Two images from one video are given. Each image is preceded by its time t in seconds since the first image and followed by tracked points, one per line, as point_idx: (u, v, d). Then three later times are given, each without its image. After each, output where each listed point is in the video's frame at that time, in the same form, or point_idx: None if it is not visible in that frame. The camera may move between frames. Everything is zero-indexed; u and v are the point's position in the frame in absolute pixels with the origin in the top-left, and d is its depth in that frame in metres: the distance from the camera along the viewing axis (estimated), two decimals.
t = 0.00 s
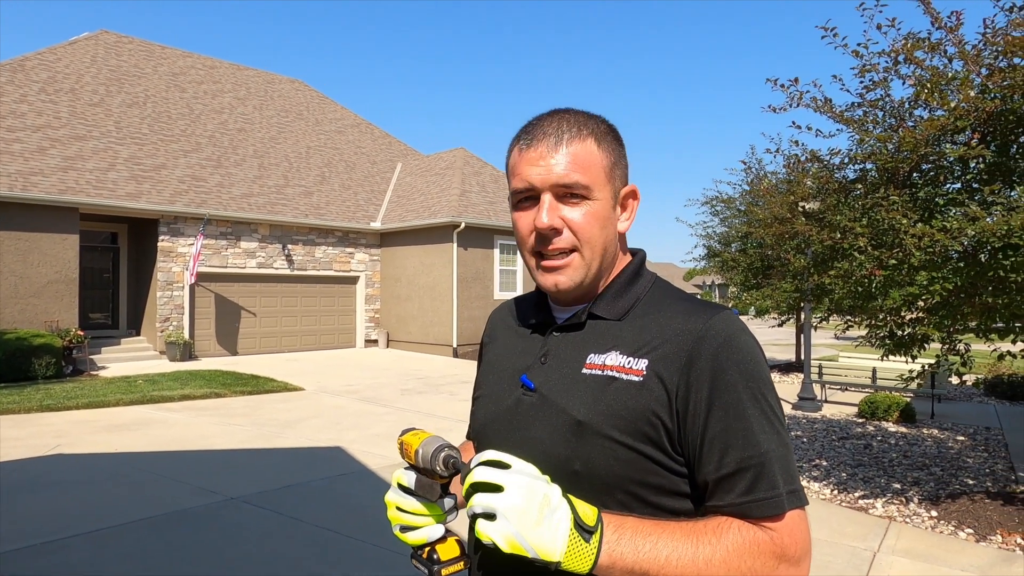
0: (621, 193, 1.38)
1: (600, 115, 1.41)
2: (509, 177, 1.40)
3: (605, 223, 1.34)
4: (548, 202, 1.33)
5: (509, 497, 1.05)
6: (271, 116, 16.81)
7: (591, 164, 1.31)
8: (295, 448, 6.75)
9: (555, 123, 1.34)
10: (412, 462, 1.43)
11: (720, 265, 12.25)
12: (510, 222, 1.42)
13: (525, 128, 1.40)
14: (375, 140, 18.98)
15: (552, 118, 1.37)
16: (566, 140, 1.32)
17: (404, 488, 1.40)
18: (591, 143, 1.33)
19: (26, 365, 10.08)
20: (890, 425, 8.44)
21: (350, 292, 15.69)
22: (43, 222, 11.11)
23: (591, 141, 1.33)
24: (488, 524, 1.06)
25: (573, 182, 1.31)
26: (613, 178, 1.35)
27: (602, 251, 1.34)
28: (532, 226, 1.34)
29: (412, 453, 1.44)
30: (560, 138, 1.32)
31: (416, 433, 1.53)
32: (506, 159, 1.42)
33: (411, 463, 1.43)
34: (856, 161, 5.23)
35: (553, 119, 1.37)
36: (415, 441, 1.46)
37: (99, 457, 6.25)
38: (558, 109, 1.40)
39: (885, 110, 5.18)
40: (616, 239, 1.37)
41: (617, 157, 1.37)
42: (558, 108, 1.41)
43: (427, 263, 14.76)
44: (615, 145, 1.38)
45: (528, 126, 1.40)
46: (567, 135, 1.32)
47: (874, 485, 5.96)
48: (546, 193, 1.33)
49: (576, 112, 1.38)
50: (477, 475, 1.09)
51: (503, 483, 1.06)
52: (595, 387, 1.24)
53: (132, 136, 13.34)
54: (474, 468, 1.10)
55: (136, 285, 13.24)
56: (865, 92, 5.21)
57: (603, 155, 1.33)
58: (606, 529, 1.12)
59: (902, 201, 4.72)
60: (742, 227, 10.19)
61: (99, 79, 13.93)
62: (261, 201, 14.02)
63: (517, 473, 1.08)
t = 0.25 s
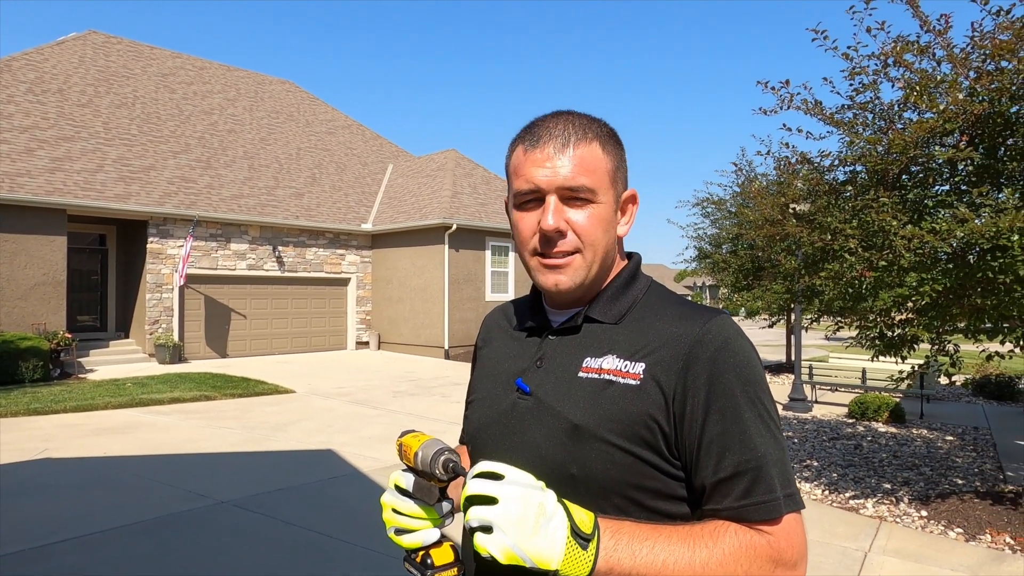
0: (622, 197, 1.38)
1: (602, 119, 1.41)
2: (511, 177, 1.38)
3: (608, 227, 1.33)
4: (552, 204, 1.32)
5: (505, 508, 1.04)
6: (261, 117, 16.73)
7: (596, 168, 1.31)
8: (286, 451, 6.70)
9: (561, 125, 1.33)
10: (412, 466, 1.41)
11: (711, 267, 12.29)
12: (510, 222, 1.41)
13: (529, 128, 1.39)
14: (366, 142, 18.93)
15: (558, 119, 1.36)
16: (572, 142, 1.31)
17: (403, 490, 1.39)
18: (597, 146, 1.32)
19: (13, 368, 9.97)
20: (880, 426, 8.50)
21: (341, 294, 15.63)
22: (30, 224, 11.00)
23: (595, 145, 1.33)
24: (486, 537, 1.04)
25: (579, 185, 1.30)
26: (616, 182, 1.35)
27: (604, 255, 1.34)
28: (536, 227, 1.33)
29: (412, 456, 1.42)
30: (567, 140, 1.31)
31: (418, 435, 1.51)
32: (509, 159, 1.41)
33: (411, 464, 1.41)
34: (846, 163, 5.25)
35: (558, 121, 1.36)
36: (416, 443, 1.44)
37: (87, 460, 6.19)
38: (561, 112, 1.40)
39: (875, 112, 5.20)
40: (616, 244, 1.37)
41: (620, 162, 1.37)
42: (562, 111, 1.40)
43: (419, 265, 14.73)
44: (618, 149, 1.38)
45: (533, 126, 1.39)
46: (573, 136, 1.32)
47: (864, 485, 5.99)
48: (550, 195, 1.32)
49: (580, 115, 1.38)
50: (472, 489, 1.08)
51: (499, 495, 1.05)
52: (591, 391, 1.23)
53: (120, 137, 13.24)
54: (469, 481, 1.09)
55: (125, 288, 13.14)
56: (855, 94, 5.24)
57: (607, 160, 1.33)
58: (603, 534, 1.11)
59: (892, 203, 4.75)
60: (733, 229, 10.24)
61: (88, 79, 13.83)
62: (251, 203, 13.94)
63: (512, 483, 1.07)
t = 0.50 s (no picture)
0: (622, 196, 1.37)
1: (603, 118, 1.40)
2: (510, 176, 1.38)
3: (605, 226, 1.33)
4: (549, 203, 1.31)
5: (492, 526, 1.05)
6: (255, 115, 16.66)
7: (593, 167, 1.30)
8: (280, 450, 6.68)
9: (559, 124, 1.33)
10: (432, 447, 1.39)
11: (705, 265, 12.31)
12: (509, 221, 1.41)
13: (528, 127, 1.38)
14: (360, 140, 18.88)
15: (557, 118, 1.35)
16: (569, 141, 1.30)
17: (411, 462, 1.39)
18: (594, 145, 1.31)
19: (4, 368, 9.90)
20: (873, 424, 8.53)
21: (335, 293, 15.59)
22: (20, 222, 10.92)
23: (594, 143, 1.32)
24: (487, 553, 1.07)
25: (575, 184, 1.30)
26: (614, 181, 1.34)
27: (600, 255, 1.33)
28: (533, 226, 1.32)
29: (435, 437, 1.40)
30: (564, 140, 1.30)
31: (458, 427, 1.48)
32: (508, 158, 1.41)
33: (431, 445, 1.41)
34: (840, 162, 5.26)
35: (557, 119, 1.35)
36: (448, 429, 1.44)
37: (79, 460, 6.15)
38: (561, 110, 1.39)
39: (869, 111, 5.22)
40: (615, 243, 1.36)
41: (619, 160, 1.36)
42: (563, 109, 1.39)
43: (413, 263, 14.71)
44: (618, 147, 1.37)
45: (532, 125, 1.38)
46: (570, 135, 1.31)
47: (857, 482, 6.01)
48: (547, 194, 1.31)
49: (580, 113, 1.37)
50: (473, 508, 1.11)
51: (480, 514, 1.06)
52: (590, 390, 1.23)
53: (112, 135, 13.15)
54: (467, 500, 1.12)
55: (117, 286, 13.06)
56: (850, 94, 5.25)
57: (605, 159, 1.32)
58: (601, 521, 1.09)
59: (886, 202, 4.76)
60: (727, 228, 10.26)
61: (79, 76, 13.73)
62: (245, 201, 13.88)
63: (496, 497, 1.07)
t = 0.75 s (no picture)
0: (626, 196, 1.39)
1: (606, 119, 1.41)
2: (515, 179, 1.39)
3: (611, 226, 1.34)
4: (555, 204, 1.33)
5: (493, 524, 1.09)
6: (254, 114, 16.66)
7: (599, 167, 1.31)
8: (279, 449, 6.68)
9: (563, 125, 1.34)
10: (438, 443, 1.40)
11: (704, 265, 12.32)
12: (516, 223, 1.41)
13: (532, 130, 1.40)
14: (360, 140, 18.88)
15: (560, 120, 1.37)
16: (574, 143, 1.32)
17: (416, 456, 1.41)
18: (599, 146, 1.33)
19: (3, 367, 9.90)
20: (872, 424, 8.55)
21: (334, 292, 15.59)
22: (19, 221, 10.91)
23: (598, 144, 1.33)
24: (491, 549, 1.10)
25: (581, 184, 1.31)
26: (619, 182, 1.36)
27: (608, 254, 1.34)
28: (540, 228, 1.33)
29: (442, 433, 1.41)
30: (569, 141, 1.32)
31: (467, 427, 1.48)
32: (513, 161, 1.42)
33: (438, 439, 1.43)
34: (840, 163, 5.28)
35: (561, 122, 1.37)
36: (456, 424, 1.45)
37: (79, 460, 6.15)
38: (564, 113, 1.40)
39: (868, 112, 5.23)
40: (620, 242, 1.37)
41: (623, 160, 1.38)
42: (565, 112, 1.41)
43: (412, 263, 14.71)
44: (621, 148, 1.39)
45: (535, 128, 1.40)
46: (575, 136, 1.32)
47: (856, 482, 6.03)
48: (554, 195, 1.33)
49: (583, 115, 1.39)
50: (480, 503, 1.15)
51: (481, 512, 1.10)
52: (593, 390, 1.24)
53: (112, 134, 13.15)
54: (472, 497, 1.16)
55: (116, 285, 13.06)
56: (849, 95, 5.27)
57: (609, 159, 1.34)
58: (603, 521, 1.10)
59: (885, 203, 4.78)
60: (727, 228, 10.28)
61: (78, 76, 13.72)
62: (244, 200, 13.88)
63: (499, 496, 1.10)
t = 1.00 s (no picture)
0: (632, 198, 1.41)
1: (612, 123, 1.43)
2: (523, 180, 1.41)
3: (618, 227, 1.36)
4: (564, 204, 1.34)
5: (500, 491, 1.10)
6: (255, 114, 16.66)
7: (606, 169, 1.33)
8: (280, 449, 6.69)
9: (571, 128, 1.36)
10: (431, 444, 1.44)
11: (704, 267, 12.34)
12: (524, 224, 1.43)
13: (540, 133, 1.41)
14: (360, 139, 18.89)
15: (568, 123, 1.39)
16: (582, 145, 1.34)
17: (417, 464, 1.44)
18: (606, 148, 1.35)
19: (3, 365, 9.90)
20: (871, 426, 8.57)
21: (334, 292, 15.60)
22: (20, 220, 10.92)
23: (605, 146, 1.35)
24: (489, 519, 1.11)
25: (590, 185, 1.33)
26: (625, 184, 1.38)
27: (616, 253, 1.36)
28: (549, 228, 1.35)
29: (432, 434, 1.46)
30: (576, 143, 1.34)
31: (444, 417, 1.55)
32: (521, 163, 1.43)
33: (429, 443, 1.46)
34: (840, 166, 5.30)
35: (568, 124, 1.39)
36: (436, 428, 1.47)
37: (79, 458, 6.16)
38: (571, 116, 1.42)
39: (869, 115, 5.25)
40: (626, 243, 1.39)
41: (630, 163, 1.40)
42: (573, 115, 1.43)
43: (412, 263, 14.73)
44: (627, 152, 1.41)
45: (543, 131, 1.41)
46: (583, 139, 1.34)
47: (855, 484, 6.04)
48: (562, 195, 1.34)
49: (591, 118, 1.41)
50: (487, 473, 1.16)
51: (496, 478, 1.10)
52: (599, 391, 1.26)
53: (113, 133, 13.16)
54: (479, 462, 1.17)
55: (116, 284, 13.07)
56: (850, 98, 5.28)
57: (616, 160, 1.36)
58: (607, 517, 1.12)
59: (885, 205, 4.79)
60: (727, 230, 10.30)
61: (80, 74, 13.73)
62: (244, 200, 13.89)
63: (513, 468, 1.12)
